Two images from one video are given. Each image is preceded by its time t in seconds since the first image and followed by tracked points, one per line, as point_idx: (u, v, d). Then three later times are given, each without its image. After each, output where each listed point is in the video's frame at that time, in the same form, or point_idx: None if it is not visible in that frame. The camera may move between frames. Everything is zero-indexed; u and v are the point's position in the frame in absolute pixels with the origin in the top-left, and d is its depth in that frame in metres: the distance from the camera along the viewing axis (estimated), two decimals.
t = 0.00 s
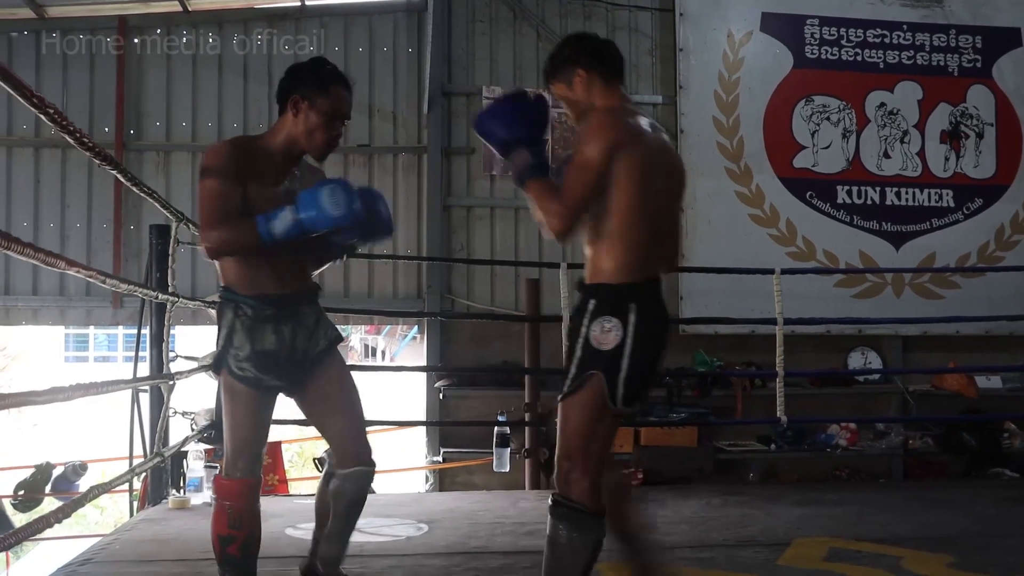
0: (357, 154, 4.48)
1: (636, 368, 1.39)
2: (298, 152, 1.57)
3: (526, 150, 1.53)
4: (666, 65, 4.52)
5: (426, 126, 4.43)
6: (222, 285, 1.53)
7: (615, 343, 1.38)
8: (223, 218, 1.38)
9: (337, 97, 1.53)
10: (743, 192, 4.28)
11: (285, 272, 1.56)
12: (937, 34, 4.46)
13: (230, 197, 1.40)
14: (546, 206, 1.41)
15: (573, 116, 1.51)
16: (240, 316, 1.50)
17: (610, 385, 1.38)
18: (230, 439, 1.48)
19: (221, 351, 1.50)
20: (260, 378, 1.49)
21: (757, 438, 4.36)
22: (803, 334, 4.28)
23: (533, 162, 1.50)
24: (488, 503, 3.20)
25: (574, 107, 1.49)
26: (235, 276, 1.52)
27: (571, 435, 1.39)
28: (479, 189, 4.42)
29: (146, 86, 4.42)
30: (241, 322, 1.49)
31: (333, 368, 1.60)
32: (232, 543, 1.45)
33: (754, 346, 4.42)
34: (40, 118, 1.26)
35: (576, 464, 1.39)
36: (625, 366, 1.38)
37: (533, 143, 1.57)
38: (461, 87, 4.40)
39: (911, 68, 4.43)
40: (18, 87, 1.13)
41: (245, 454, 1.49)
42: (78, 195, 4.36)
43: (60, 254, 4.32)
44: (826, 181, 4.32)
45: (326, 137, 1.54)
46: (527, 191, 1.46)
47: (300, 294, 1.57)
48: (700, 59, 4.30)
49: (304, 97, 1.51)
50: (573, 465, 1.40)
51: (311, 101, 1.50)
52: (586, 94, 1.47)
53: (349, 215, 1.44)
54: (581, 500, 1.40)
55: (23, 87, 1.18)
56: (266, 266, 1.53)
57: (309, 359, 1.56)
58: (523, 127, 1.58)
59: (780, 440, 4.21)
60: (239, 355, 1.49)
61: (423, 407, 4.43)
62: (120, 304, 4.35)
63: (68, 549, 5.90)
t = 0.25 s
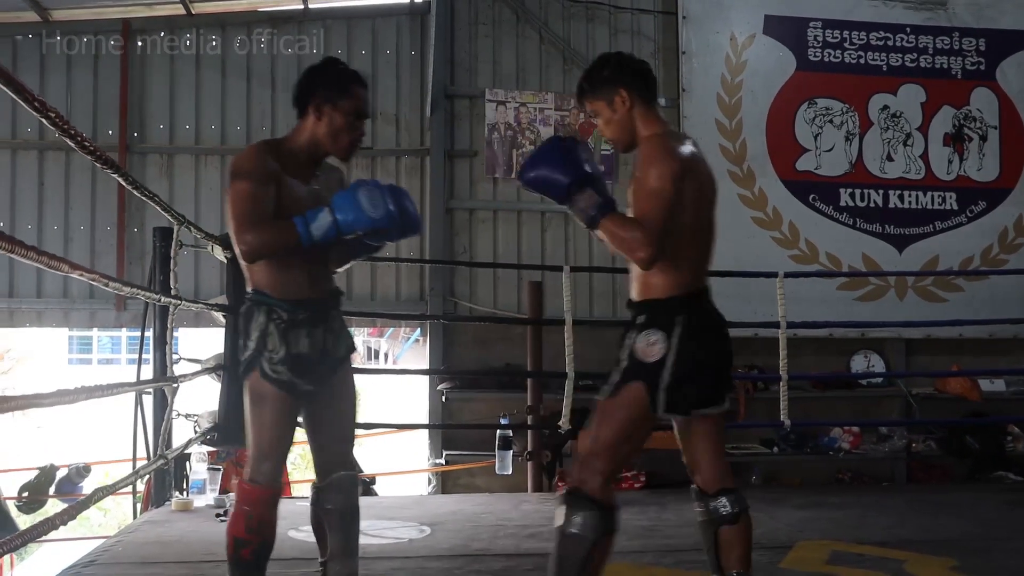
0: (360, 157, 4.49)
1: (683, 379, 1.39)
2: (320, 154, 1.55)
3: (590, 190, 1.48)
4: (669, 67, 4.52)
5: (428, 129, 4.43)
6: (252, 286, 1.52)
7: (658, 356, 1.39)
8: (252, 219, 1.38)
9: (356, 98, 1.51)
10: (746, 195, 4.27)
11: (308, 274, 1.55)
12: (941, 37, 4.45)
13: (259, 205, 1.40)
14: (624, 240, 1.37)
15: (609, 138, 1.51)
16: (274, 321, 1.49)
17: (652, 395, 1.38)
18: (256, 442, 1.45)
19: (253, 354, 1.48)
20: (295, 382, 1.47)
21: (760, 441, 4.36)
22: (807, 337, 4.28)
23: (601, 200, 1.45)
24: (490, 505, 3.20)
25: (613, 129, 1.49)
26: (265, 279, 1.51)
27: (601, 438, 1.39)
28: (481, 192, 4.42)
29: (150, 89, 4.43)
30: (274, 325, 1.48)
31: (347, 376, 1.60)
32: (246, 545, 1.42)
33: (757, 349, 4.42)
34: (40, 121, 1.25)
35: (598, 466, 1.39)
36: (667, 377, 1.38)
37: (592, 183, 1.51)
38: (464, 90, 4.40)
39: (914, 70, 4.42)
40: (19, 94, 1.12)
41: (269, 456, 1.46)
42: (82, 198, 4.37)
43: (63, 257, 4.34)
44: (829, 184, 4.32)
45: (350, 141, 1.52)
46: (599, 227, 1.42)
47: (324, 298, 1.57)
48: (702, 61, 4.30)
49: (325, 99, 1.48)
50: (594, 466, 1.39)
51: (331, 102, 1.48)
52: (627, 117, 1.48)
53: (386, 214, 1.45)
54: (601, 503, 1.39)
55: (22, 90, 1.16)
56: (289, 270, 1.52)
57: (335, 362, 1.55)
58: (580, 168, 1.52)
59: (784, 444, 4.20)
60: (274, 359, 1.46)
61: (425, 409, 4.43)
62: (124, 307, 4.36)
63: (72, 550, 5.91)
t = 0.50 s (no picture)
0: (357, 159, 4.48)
1: (691, 377, 1.43)
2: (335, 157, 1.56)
3: (600, 177, 1.49)
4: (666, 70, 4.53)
5: (426, 132, 4.43)
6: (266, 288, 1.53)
7: (665, 355, 1.44)
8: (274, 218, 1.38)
9: (374, 104, 1.50)
10: (742, 198, 4.30)
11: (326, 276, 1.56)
12: (936, 40, 4.47)
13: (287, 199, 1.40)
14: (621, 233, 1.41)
15: (626, 140, 1.54)
16: (281, 320, 1.49)
17: (660, 392, 1.43)
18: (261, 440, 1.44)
19: (262, 352, 1.49)
20: (303, 378, 1.47)
21: (756, 443, 4.36)
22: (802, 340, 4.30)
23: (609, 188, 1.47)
24: (487, 508, 3.20)
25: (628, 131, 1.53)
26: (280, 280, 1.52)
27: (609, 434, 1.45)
28: (479, 194, 4.42)
29: (147, 90, 4.42)
30: (281, 325, 1.49)
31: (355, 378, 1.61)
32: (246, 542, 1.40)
33: (753, 351, 4.43)
34: (39, 125, 1.22)
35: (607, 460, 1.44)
36: (673, 374, 1.43)
37: (604, 168, 1.51)
38: (461, 93, 4.40)
39: (910, 74, 4.44)
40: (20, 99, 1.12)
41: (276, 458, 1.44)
42: (78, 199, 4.36)
43: (59, 258, 4.32)
44: (825, 187, 4.33)
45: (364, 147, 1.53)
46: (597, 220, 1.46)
47: (337, 302, 1.58)
48: (699, 64, 4.30)
49: (342, 106, 1.48)
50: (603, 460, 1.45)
51: (346, 105, 1.48)
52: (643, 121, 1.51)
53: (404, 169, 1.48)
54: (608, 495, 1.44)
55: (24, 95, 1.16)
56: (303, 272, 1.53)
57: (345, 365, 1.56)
58: (592, 151, 1.51)
59: (779, 445, 4.20)
60: (282, 353, 1.47)
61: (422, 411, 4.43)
62: (120, 309, 4.35)
63: (66, 552, 5.89)
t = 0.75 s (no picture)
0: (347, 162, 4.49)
1: (687, 382, 1.45)
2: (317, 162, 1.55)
3: (597, 167, 1.47)
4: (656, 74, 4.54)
5: (415, 135, 4.43)
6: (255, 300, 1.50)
7: (664, 358, 1.44)
8: (262, 220, 1.36)
9: (354, 106, 1.51)
10: (731, 202, 4.30)
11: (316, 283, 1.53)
12: (924, 44, 4.49)
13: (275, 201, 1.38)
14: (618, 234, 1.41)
15: (617, 145, 1.56)
16: (269, 335, 1.47)
17: (655, 396, 1.43)
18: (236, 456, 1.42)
19: (246, 367, 1.47)
20: (281, 398, 1.45)
21: (746, 446, 4.37)
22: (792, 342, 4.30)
23: (603, 183, 1.46)
24: (477, 511, 3.20)
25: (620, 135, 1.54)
26: (268, 292, 1.49)
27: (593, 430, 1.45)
28: (468, 198, 4.42)
29: (136, 93, 4.41)
30: (269, 341, 1.46)
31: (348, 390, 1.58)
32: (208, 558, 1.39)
33: (743, 354, 4.44)
34: (29, 129, 1.25)
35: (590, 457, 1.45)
36: (669, 378, 1.43)
37: (602, 159, 1.51)
38: (451, 96, 4.40)
39: (899, 77, 4.46)
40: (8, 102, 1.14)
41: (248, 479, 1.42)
42: (67, 203, 4.34)
43: (47, 262, 4.31)
44: (814, 190, 4.34)
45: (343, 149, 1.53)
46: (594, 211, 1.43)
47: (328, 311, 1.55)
48: (688, 68, 4.32)
49: (323, 109, 1.48)
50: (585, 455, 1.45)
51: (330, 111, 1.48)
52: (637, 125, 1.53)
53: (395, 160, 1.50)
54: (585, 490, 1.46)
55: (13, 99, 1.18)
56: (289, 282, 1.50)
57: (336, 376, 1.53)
58: (591, 142, 1.50)
59: (769, 447, 4.21)
60: (264, 374, 1.44)
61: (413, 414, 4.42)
62: (109, 313, 4.34)
63: (56, 557, 5.86)
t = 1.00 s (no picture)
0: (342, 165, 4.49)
1: (646, 387, 1.45)
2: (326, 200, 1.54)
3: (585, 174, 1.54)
4: (650, 77, 4.55)
5: (409, 137, 4.43)
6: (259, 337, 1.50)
7: (619, 362, 1.47)
8: (287, 247, 1.40)
9: (355, 140, 1.51)
10: (726, 205, 4.30)
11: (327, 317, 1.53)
12: (918, 47, 4.50)
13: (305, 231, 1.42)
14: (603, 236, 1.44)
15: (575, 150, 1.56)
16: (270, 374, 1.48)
17: (610, 400, 1.46)
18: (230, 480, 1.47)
19: (249, 399, 1.50)
20: (284, 434, 1.48)
21: (741, 448, 4.38)
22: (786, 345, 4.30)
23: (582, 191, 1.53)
24: (471, 513, 3.20)
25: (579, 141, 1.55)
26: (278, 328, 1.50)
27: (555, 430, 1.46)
28: (462, 200, 4.42)
29: (130, 96, 4.41)
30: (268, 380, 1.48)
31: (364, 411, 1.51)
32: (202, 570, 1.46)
33: (738, 357, 4.44)
34: (18, 130, 1.27)
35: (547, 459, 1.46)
36: (625, 382, 1.45)
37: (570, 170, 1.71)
38: (445, 98, 4.40)
39: (892, 80, 4.47)
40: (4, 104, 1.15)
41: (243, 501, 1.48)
42: (60, 205, 4.34)
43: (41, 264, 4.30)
44: (808, 193, 4.34)
45: (350, 185, 1.53)
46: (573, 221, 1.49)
47: (325, 348, 1.53)
48: (683, 70, 4.32)
49: (323, 144, 1.49)
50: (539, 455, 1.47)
51: (337, 149, 1.49)
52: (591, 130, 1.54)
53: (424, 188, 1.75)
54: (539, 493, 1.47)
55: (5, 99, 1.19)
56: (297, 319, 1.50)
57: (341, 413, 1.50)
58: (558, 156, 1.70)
59: (763, 449, 4.22)
60: (269, 409, 1.47)
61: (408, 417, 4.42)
62: (103, 315, 4.34)
63: (51, 560, 5.85)
